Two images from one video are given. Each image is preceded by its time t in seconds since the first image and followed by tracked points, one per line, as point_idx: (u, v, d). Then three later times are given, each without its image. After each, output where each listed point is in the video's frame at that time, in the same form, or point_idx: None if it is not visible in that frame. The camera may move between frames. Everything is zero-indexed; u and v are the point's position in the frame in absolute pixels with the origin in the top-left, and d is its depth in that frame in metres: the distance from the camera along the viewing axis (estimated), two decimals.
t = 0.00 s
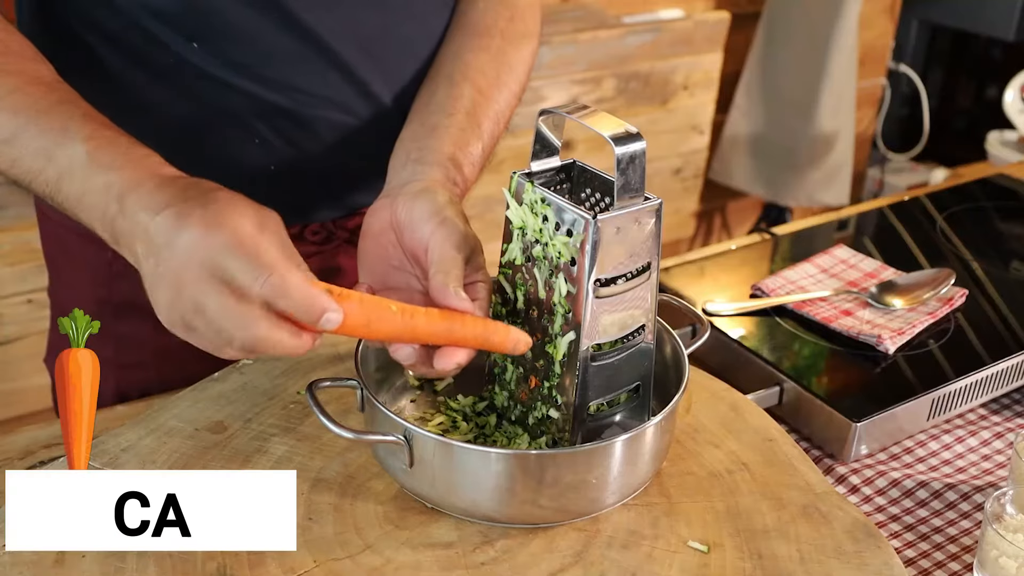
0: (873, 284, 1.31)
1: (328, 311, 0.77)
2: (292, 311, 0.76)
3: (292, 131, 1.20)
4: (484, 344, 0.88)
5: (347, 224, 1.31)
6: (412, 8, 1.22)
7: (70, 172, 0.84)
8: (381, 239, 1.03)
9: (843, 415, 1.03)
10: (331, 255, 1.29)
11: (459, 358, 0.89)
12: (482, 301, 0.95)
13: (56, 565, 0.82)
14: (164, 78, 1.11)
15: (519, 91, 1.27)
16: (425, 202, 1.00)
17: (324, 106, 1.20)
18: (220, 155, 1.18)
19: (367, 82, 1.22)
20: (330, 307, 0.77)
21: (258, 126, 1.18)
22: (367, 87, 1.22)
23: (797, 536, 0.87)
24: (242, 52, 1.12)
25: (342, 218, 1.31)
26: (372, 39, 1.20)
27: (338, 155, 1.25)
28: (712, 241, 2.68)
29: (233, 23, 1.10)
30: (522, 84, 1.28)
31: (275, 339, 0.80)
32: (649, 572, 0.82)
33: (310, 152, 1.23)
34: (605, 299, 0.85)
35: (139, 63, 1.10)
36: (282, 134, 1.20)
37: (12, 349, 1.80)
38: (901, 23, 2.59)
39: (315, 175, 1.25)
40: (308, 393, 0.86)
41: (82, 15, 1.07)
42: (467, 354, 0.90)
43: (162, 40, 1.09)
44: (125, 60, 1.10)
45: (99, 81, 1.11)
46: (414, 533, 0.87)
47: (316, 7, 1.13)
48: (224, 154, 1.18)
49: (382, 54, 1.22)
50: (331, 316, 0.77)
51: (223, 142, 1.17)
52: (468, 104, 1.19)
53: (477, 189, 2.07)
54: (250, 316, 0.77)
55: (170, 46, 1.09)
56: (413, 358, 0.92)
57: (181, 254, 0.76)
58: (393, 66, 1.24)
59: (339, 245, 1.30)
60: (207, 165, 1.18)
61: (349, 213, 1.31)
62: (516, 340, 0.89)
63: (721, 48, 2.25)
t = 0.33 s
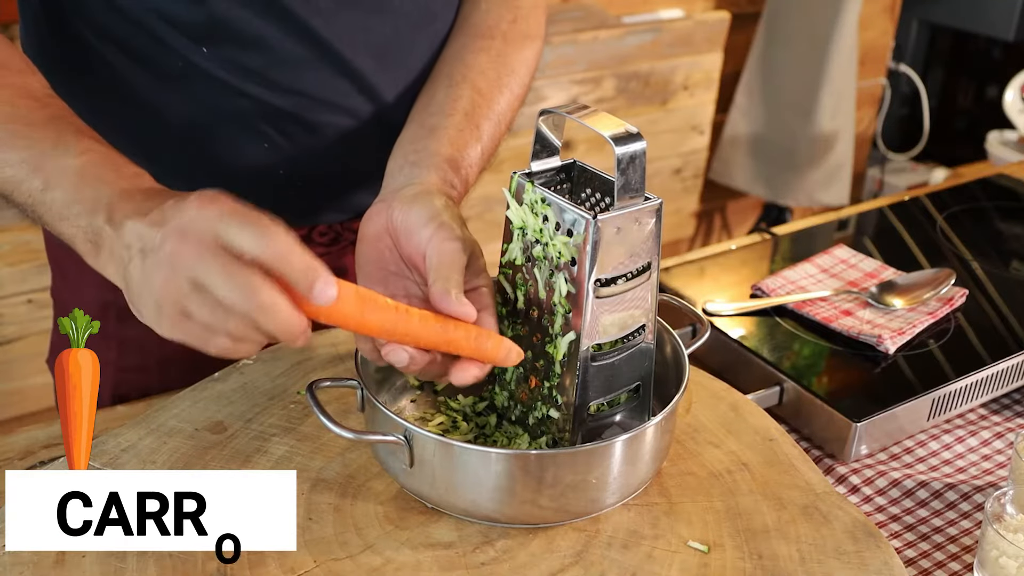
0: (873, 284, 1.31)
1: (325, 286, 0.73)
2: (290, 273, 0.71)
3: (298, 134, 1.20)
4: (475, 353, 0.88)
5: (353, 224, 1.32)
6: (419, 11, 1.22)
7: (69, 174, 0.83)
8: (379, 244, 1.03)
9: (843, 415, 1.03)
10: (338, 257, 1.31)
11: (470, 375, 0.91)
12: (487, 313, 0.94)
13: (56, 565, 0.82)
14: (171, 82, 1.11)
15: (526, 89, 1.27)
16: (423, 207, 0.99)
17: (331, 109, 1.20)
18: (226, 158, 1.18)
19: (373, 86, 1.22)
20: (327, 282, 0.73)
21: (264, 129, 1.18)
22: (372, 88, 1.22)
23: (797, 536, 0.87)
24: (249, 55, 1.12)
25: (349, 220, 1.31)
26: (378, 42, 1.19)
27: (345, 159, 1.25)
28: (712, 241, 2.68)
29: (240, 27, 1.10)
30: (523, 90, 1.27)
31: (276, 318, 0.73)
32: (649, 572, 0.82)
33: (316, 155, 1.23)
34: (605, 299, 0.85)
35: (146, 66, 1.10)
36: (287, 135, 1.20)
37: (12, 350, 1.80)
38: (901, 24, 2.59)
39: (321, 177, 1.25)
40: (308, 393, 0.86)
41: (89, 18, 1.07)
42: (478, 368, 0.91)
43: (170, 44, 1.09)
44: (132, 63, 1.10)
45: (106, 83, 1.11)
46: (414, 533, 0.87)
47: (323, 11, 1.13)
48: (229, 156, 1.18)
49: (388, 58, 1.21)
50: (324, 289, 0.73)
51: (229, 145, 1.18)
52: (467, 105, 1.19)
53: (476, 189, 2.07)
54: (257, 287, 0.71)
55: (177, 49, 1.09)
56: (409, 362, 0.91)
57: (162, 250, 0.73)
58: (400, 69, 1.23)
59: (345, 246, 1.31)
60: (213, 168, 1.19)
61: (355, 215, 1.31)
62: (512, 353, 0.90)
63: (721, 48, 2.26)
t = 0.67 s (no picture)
0: (873, 284, 1.31)
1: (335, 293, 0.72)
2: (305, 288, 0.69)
3: (303, 139, 1.20)
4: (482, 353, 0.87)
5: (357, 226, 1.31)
6: (420, 14, 1.22)
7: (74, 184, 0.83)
8: (389, 242, 1.03)
9: (843, 416, 1.03)
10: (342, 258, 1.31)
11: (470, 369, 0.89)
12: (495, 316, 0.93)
13: (56, 565, 0.82)
14: (176, 87, 1.12)
15: (528, 84, 1.28)
16: (434, 206, 0.99)
17: (336, 114, 1.20)
18: (232, 163, 1.18)
19: (377, 90, 1.22)
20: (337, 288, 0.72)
21: (270, 134, 1.18)
22: (373, 90, 1.21)
23: (798, 536, 0.87)
24: (253, 60, 1.12)
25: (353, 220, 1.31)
26: (381, 46, 1.20)
27: (350, 163, 1.25)
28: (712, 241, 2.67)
29: (244, 33, 1.10)
30: (526, 86, 1.27)
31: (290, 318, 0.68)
32: (649, 572, 0.82)
33: (321, 160, 1.23)
34: (605, 299, 0.84)
35: (150, 71, 1.10)
36: (290, 140, 1.19)
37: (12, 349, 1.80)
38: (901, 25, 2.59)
39: (327, 181, 1.25)
40: (308, 394, 0.86)
41: (93, 24, 1.07)
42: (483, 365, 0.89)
43: (174, 49, 1.09)
44: (135, 68, 1.10)
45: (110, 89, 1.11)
46: (414, 533, 0.87)
47: (326, 15, 1.13)
48: (236, 162, 1.18)
49: (391, 63, 1.22)
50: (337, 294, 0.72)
51: (235, 151, 1.18)
52: (471, 103, 1.19)
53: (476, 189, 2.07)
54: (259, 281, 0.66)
55: (182, 55, 1.09)
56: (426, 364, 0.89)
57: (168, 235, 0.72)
58: (403, 73, 1.24)
59: (350, 246, 1.31)
60: (218, 173, 1.19)
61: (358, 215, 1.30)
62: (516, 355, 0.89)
63: (721, 48, 2.26)
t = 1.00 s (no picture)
0: (873, 284, 1.31)
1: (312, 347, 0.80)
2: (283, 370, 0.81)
3: (300, 140, 1.20)
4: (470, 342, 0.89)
5: (353, 226, 1.32)
6: (418, 16, 1.22)
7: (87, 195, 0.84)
8: (378, 241, 1.02)
9: (843, 415, 1.03)
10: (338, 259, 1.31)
11: (455, 357, 0.89)
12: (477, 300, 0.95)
13: (56, 565, 0.81)
14: (173, 87, 1.11)
15: (519, 98, 1.28)
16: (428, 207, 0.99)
17: (333, 116, 1.20)
18: (228, 163, 1.18)
19: (375, 92, 1.22)
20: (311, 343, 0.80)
21: (268, 137, 1.18)
22: (371, 93, 1.22)
23: (798, 536, 0.87)
24: (251, 61, 1.12)
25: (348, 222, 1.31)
26: (381, 50, 1.20)
27: (346, 163, 1.25)
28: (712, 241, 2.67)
29: (242, 34, 1.10)
30: (520, 91, 1.27)
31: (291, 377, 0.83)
32: (649, 572, 0.82)
33: (318, 161, 1.23)
34: (606, 299, 0.85)
35: (148, 72, 1.10)
36: (288, 142, 1.19)
37: (12, 350, 1.80)
38: (901, 25, 2.58)
39: (324, 182, 1.25)
40: (309, 394, 0.86)
41: (91, 24, 1.07)
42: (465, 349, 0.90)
43: (171, 50, 1.09)
44: (135, 70, 1.10)
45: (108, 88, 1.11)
46: (414, 533, 0.87)
47: (324, 17, 1.13)
48: (233, 163, 1.18)
49: (389, 64, 1.22)
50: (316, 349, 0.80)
51: (232, 152, 1.17)
52: (468, 112, 1.19)
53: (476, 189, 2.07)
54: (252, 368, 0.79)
55: (179, 56, 1.09)
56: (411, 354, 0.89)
57: (151, 292, 0.77)
58: (400, 75, 1.24)
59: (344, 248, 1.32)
60: (215, 174, 1.19)
61: (353, 217, 1.31)
62: (495, 338, 0.90)
63: (720, 48, 2.25)
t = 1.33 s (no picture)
0: (873, 284, 1.31)
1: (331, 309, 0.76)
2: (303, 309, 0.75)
3: (298, 141, 1.20)
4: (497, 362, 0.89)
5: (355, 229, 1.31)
6: (416, 18, 1.22)
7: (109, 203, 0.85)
8: (385, 248, 1.03)
9: (843, 415, 1.03)
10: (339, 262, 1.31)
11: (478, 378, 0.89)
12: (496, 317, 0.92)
13: (56, 565, 0.81)
14: (172, 87, 1.11)
15: (521, 99, 1.27)
16: (426, 213, 0.98)
17: (331, 117, 1.20)
18: (227, 162, 1.18)
19: (373, 94, 1.22)
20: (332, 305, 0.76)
21: (268, 138, 1.18)
22: (370, 95, 1.22)
23: (797, 536, 0.87)
24: (250, 63, 1.12)
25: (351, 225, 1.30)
26: (379, 52, 1.20)
27: (344, 163, 1.25)
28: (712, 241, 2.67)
29: (241, 36, 1.09)
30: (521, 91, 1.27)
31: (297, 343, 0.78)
32: (649, 573, 0.82)
33: (316, 161, 1.23)
34: (606, 299, 0.84)
35: (147, 72, 1.10)
36: (287, 143, 1.20)
37: (11, 350, 1.80)
38: (901, 25, 2.58)
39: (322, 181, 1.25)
40: (309, 394, 0.86)
41: (89, 21, 1.06)
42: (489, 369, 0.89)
43: (170, 52, 1.09)
44: (133, 70, 1.10)
45: (107, 86, 1.11)
46: (414, 533, 0.87)
47: (325, 20, 1.13)
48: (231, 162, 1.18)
49: (387, 66, 1.22)
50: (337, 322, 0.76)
51: (230, 151, 1.18)
52: (466, 108, 1.19)
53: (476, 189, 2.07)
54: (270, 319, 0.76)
55: (179, 58, 1.09)
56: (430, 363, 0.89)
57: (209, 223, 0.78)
58: (398, 77, 1.24)
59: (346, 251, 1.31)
60: (214, 172, 1.19)
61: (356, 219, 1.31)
62: (522, 356, 0.89)
63: (721, 48, 2.25)
